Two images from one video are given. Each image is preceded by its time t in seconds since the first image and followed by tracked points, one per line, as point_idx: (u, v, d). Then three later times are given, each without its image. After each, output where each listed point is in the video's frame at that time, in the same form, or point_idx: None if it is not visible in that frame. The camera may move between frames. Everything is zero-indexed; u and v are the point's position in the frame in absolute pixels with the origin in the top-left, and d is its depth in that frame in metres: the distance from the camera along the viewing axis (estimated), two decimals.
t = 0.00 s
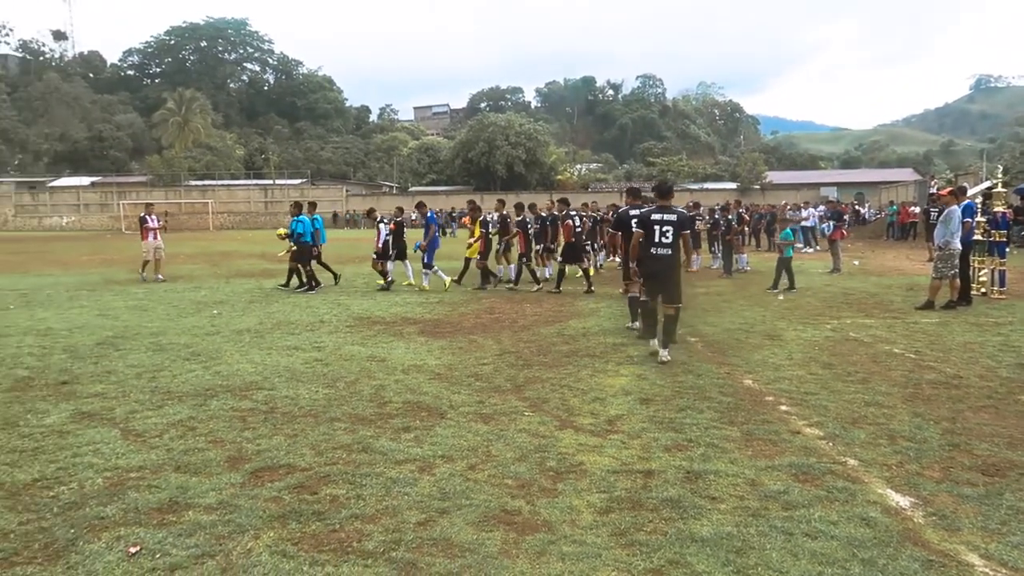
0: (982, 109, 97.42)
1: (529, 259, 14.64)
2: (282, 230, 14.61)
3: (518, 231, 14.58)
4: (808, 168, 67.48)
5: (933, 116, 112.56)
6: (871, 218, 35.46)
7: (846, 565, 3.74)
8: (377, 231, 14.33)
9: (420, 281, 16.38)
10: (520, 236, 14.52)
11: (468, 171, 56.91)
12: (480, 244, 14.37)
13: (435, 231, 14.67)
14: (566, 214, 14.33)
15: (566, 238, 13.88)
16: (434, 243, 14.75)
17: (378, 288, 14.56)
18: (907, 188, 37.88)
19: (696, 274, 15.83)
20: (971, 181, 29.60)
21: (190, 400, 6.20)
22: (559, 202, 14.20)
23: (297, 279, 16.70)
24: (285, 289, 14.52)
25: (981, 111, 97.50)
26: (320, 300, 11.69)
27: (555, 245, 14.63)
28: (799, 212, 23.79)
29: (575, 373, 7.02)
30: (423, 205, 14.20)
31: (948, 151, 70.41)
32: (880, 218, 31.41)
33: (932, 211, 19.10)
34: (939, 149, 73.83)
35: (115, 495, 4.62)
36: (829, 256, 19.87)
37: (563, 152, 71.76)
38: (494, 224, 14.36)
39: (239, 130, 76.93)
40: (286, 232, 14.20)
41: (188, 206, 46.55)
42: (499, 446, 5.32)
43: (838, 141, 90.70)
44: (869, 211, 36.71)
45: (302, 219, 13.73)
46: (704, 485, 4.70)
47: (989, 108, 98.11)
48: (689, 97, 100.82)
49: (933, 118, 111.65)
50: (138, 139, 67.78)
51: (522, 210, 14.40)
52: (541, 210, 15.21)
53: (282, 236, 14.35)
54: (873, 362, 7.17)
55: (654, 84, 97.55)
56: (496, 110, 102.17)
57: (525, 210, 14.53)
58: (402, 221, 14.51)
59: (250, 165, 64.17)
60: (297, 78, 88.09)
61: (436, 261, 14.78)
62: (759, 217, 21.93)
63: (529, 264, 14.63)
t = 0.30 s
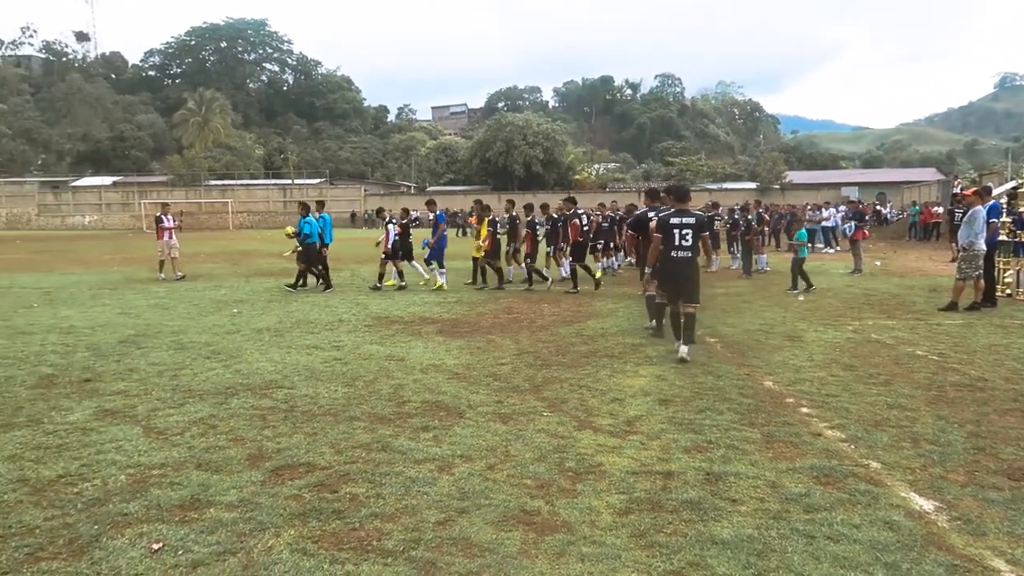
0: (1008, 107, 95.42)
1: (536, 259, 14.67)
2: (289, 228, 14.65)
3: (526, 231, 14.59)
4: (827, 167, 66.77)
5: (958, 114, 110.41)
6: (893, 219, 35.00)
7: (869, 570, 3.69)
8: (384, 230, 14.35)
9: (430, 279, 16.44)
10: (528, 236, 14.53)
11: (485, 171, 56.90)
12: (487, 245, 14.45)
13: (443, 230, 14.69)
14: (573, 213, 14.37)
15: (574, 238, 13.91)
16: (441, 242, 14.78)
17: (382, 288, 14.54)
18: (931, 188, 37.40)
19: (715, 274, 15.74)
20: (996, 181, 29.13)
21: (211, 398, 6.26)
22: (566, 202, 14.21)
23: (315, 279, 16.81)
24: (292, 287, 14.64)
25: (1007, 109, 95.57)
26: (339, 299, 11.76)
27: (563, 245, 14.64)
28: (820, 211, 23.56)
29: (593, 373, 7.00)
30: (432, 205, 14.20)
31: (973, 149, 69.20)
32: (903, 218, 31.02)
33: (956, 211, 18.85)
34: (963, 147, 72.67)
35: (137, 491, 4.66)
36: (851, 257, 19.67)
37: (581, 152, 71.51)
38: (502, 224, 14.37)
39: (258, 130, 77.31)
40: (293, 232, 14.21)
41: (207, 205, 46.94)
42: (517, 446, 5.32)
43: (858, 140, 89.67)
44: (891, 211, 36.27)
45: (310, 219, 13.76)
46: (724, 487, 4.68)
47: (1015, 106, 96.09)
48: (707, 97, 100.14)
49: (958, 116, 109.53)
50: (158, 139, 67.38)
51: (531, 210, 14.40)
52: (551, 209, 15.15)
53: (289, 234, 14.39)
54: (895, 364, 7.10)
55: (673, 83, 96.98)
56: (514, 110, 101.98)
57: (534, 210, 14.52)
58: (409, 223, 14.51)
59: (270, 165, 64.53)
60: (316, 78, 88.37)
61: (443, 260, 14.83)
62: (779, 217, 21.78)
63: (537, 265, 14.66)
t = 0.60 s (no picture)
0: None
1: (546, 259, 14.66)
2: (300, 229, 14.76)
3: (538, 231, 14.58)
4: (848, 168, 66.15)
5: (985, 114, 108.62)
6: (916, 219, 34.59)
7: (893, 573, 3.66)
8: (393, 230, 14.42)
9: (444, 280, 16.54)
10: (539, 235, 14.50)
11: (506, 170, 56.92)
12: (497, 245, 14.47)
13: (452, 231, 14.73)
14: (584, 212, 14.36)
15: (585, 238, 13.89)
16: (451, 243, 14.84)
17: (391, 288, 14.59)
18: (955, 189, 36.91)
19: (736, 275, 15.65)
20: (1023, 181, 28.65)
21: (234, 396, 6.32)
22: (578, 202, 14.20)
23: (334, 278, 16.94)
24: (303, 287, 14.74)
25: None
26: (359, 298, 11.83)
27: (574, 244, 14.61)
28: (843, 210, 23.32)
29: (614, 374, 6.99)
30: (442, 205, 14.25)
31: (999, 148, 68.07)
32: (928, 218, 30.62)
33: (983, 212, 18.57)
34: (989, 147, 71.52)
35: (162, 488, 4.72)
36: (874, 257, 19.47)
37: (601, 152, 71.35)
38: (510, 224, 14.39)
39: (280, 131, 77.97)
40: (303, 232, 14.32)
41: (229, 205, 47.39)
42: (538, 446, 5.32)
43: (880, 140, 88.71)
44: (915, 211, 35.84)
45: (318, 219, 13.80)
46: (746, 489, 4.65)
47: None
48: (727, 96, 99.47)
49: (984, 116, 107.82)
50: (182, 139, 68.75)
51: (542, 209, 14.36)
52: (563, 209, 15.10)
53: (301, 235, 14.50)
54: (919, 366, 7.02)
55: (694, 83, 96.46)
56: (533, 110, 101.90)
57: (544, 210, 14.50)
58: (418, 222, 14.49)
59: (291, 165, 65.00)
60: (337, 79, 88.92)
61: (454, 260, 14.88)
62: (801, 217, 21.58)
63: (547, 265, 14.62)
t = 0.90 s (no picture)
0: None
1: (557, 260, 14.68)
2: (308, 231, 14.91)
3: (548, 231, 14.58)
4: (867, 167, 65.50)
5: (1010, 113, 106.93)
6: (940, 219, 34.14)
7: None
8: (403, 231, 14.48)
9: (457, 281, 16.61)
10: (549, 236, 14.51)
11: (524, 171, 56.89)
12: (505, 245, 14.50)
13: (460, 232, 14.77)
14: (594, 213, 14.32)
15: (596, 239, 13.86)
16: (459, 244, 14.86)
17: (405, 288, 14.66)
18: (979, 188, 36.38)
19: (756, 276, 15.55)
20: None
21: (255, 396, 6.36)
22: (589, 202, 14.14)
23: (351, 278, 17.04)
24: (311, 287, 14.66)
25: None
26: (378, 298, 11.87)
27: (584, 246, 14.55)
28: (865, 210, 23.12)
29: (633, 375, 6.97)
30: (450, 206, 14.27)
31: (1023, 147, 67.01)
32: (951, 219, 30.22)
33: (1009, 213, 18.29)
34: (1013, 147, 70.41)
35: (185, 486, 4.76)
36: (896, 258, 19.28)
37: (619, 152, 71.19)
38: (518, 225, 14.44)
39: (299, 132, 78.49)
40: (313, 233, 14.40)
41: (249, 205, 47.82)
42: (558, 447, 5.32)
43: (903, 139, 87.70)
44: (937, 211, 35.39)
45: (327, 218, 13.98)
46: (768, 492, 4.62)
47: None
48: (746, 95, 98.83)
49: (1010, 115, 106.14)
50: (203, 141, 69.73)
51: (552, 210, 14.34)
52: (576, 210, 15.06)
53: (310, 237, 14.65)
54: (943, 369, 6.94)
55: (713, 82, 95.91)
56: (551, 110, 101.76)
57: (554, 210, 14.48)
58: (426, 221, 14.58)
59: (311, 166, 65.34)
60: (356, 80, 89.33)
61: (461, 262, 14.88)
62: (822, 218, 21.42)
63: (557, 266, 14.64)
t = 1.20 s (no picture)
0: None
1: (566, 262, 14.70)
2: (316, 231, 14.99)
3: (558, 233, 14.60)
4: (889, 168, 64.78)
5: None
6: (965, 221, 33.70)
7: None
8: (411, 231, 14.58)
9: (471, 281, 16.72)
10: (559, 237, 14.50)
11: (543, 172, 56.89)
12: (513, 246, 14.57)
13: (468, 232, 14.85)
14: (605, 215, 14.30)
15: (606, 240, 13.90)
16: (467, 245, 14.91)
17: (413, 289, 14.74)
18: (1005, 189, 35.87)
19: (778, 278, 15.44)
20: None
21: (276, 396, 6.41)
22: (599, 202, 14.11)
23: (368, 279, 17.15)
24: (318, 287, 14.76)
25: None
26: (397, 299, 11.94)
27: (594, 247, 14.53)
28: (889, 211, 22.84)
29: (652, 376, 6.95)
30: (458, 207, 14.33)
31: None
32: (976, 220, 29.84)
33: None
34: None
35: (208, 484, 4.81)
36: (919, 260, 19.08)
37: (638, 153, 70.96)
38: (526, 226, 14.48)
39: (320, 134, 78.89)
40: (321, 235, 14.51)
41: (270, 207, 48.15)
42: (578, 448, 5.32)
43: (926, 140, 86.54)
44: (962, 211, 34.95)
45: (337, 221, 14.06)
46: (789, 494, 4.58)
47: None
48: (766, 95, 97.93)
49: None
50: (225, 143, 70.06)
51: (562, 211, 14.36)
52: (587, 211, 15.03)
53: (318, 238, 14.74)
54: (968, 372, 6.85)
55: (733, 83, 95.27)
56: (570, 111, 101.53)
57: (564, 211, 14.47)
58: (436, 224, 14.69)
59: (331, 168, 65.68)
60: (376, 82, 89.60)
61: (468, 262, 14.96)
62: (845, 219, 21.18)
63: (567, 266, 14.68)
